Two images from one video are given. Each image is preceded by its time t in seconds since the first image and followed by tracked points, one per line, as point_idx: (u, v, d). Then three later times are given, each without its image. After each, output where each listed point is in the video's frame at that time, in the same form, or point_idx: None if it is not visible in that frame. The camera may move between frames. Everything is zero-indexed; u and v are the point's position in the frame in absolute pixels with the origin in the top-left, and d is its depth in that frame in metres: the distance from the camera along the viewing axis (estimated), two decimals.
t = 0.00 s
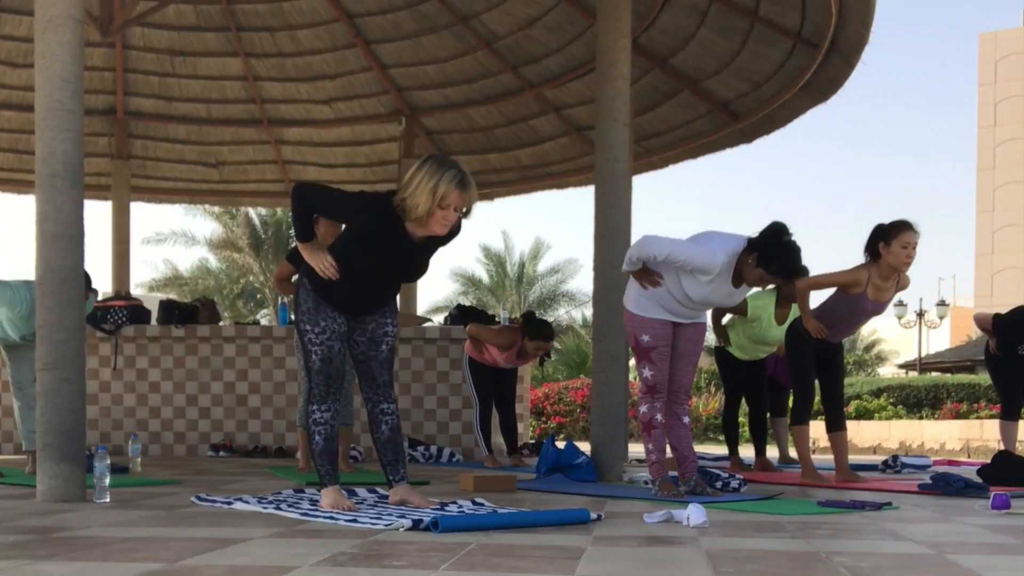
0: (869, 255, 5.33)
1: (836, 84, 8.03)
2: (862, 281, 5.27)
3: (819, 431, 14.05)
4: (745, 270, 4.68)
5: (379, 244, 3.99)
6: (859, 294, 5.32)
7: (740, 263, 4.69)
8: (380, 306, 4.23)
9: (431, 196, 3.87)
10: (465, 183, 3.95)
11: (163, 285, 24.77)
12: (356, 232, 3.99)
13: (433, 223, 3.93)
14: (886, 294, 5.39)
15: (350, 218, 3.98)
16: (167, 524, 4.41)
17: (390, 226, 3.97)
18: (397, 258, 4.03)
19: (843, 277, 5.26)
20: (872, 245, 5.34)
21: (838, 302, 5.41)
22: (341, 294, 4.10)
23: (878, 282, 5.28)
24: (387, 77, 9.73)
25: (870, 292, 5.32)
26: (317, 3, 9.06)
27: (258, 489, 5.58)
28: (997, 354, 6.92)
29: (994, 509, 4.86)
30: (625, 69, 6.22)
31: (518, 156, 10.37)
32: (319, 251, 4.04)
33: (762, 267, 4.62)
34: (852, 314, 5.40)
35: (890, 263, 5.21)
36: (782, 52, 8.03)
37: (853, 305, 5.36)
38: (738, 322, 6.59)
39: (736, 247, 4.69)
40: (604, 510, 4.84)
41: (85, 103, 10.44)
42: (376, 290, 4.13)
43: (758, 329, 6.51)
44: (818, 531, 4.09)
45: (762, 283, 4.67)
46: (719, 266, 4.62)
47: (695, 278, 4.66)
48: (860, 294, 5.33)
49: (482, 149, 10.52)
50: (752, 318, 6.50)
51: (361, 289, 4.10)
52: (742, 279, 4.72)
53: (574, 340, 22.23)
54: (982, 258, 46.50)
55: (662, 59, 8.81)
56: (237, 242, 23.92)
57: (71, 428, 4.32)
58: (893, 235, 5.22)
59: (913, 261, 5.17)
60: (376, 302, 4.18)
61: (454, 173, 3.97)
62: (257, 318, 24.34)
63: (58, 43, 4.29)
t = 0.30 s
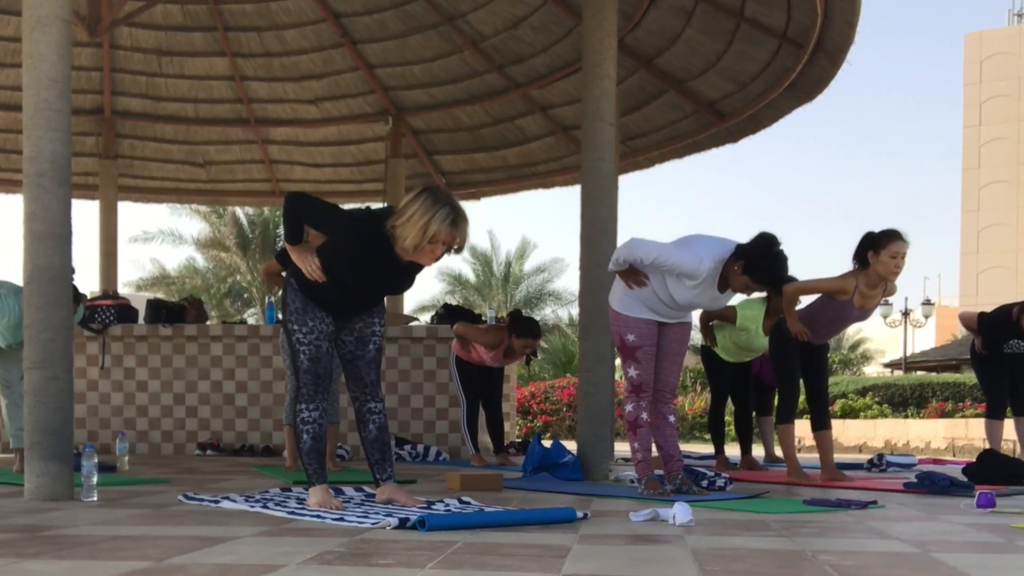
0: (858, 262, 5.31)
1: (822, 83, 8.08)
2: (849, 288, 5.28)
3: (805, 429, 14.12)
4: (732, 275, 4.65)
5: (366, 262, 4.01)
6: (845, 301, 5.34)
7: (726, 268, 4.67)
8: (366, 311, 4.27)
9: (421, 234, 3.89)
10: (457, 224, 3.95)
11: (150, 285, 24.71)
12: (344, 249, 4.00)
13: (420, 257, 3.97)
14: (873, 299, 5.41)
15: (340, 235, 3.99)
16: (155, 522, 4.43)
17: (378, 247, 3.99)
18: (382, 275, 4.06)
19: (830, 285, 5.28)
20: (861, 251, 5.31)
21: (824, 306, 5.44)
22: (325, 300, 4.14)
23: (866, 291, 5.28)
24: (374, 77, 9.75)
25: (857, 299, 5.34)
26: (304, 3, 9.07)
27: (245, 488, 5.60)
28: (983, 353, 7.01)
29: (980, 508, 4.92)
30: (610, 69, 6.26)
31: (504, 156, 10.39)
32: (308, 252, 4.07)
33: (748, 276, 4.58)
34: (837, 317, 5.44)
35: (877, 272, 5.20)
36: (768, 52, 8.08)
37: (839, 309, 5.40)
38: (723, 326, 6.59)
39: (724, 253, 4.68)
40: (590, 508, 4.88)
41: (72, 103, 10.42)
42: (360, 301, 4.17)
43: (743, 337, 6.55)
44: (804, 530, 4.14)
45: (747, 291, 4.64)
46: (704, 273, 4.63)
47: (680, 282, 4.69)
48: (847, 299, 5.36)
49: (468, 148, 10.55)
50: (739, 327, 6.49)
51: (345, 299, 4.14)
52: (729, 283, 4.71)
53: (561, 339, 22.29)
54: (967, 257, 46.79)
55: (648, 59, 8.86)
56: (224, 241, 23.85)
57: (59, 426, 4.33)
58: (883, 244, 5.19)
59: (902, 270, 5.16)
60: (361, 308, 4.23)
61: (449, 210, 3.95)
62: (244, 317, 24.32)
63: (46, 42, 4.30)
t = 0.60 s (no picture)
0: (846, 267, 5.35)
1: (807, 83, 8.14)
2: (836, 293, 5.33)
3: (790, 428, 14.20)
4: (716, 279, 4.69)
5: (352, 275, 4.04)
6: (832, 305, 5.39)
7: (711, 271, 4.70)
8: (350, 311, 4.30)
9: (407, 262, 3.86)
10: (444, 252, 3.88)
11: (137, 284, 24.64)
12: (331, 260, 4.02)
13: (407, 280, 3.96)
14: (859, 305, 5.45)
15: (325, 247, 4.01)
16: (143, 521, 4.45)
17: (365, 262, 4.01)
18: (367, 287, 4.10)
19: (817, 290, 5.31)
20: (849, 257, 5.35)
21: (810, 308, 5.50)
22: (308, 302, 4.19)
23: (853, 296, 5.32)
24: (361, 77, 9.77)
25: (843, 304, 5.38)
26: (291, 3, 9.08)
27: (233, 487, 5.62)
28: (968, 349, 7.10)
29: (965, 506, 4.98)
30: (597, 68, 6.30)
31: (491, 155, 10.42)
32: (293, 254, 4.09)
33: (733, 280, 4.63)
34: (822, 319, 5.51)
35: (865, 278, 5.25)
36: (753, 51, 8.14)
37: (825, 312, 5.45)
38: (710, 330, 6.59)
39: (710, 257, 4.72)
40: (577, 506, 4.92)
41: (60, 103, 10.42)
42: (342, 307, 4.23)
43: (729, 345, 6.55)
44: (789, 528, 4.19)
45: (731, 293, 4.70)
46: (689, 278, 4.67)
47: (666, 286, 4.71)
48: (833, 304, 5.41)
49: (454, 148, 10.58)
50: (726, 332, 6.49)
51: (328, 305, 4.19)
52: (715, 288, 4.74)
53: (547, 338, 22.34)
54: (951, 256, 47.08)
55: (634, 58, 8.92)
56: (211, 241, 23.81)
57: (47, 426, 4.35)
58: (871, 251, 5.22)
59: (889, 277, 5.20)
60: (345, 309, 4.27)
61: (438, 234, 3.91)
62: (231, 316, 24.30)
63: (33, 42, 4.32)
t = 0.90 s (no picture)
0: (834, 270, 5.44)
1: (792, 82, 8.20)
2: (823, 296, 5.41)
3: (776, 427, 14.28)
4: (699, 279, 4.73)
5: (339, 283, 4.07)
6: (818, 308, 5.47)
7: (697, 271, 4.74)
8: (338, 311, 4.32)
9: (391, 277, 3.88)
10: (430, 269, 3.87)
11: (124, 284, 24.58)
12: (318, 267, 4.04)
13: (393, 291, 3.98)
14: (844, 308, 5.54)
15: (312, 254, 4.04)
16: (130, 520, 4.46)
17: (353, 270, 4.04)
18: (355, 294, 4.13)
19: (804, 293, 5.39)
20: (836, 261, 5.45)
21: (796, 310, 5.56)
22: (295, 304, 4.22)
23: (839, 299, 5.41)
24: (348, 77, 9.79)
25: (829, 306, 5.46)
26: (278, 3, 9.10)
27: (220, 485, 5.63)
28: (958, 345, 7.24)
29: (950, 505, 5.04)
30: (583, 68, 6.34)
31: (477, 155, 10.44)
32: (281, 254, 4.09)
33: (718, 280, 4.67)
34: (808, 322, 5.57)
35: (852, 281, 5.34)
36: (739, 52, 8.19)
37: (811, 316, 5.52)
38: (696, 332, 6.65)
39: (695, 257, 4.77)
40: (563, 505, 4.96)
41: (48, 103, 10.42)
42: (329, 310, 4.26)
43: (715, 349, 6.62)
44: (774, 527, 4.24)
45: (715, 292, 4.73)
46: (675, 281, 4.72)
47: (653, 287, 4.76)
48: (820, 306, 5.48)
49: (441, 147, 10.61)
50: (713, 337, 6.56)
51: (315, 308, 4.22)
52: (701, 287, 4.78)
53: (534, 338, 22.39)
54: (936, 255, 47.36)
55: (620, 58, 8.97)
56: (199, 240, 23.76)
57: (34, 425, 4.36)
58: (859, 254, 5.33)
59: (876, 281, 5.32)
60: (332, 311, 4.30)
61: (424, 248, 3.90)
62: (218, 316, 24.27)
63: (21, 42, 4.33)
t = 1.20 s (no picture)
0: (819, 265, 5.46)
1: (778, 82, 8.24)
2: (809, 291, 5.45)
3: (762, 425, 14.36)
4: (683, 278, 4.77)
5: (326, 286, 4.09)
6: (804, 302, 5.51)
7: (684, 271, 4.77)
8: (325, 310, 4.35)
9: (377, 281, 3.90)
10: (416, 275, 3.90)
11: (112, 283, 24.53)
12: (307, 271, 4.06)
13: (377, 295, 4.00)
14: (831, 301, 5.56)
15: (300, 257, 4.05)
16: (118, 518, 4.48)
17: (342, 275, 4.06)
18: (343, 297, 4.16)
19: (789, 290, 5.43)
20: (821, 256, 5.46)
21: (782, 306, 5.61)
22: (283, 304, 4.25)
23: (825, 293, 5.44)
24: (335, 76, 9.80)
25: (815, 301, 5.50)
26: (265, 3, 9.10)
27: (207, 484, 5.65)
28: (947, 339, 7.34)
29: (936, 503, 5.10)
30: (570, 68, 6.38)
31: (464, 154, 10.47)
32: (268, 256, 4.14)
33: (704, 280, 4.69)
34: (794, 317, 5.62)
35: (837, 275, 5.36)
36: (725, 52, 8.25)
37: (799, 310, 5.58)
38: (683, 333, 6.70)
39: (681, 258, 4.80)
40: (550, 504, 5.01)
41: (36, 102, 10.41)
42: (316, 311, 4.28)
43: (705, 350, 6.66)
44: (760, 525, 4.29)
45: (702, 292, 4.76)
46: (662, 282, 4.75)
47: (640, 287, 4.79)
48: (805, 301, 5.52)
49: (427, 147, 10.63)
50: (698, 338, 6.62)
51: (303, 309, 4.25)
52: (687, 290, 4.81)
53: (520, 337, 22.44)
54: (920, 255, 47.65)
55: (606, 58, 9.02)
56: (186, 239, 23.71)
57: (21, 424, 4.37)
58: (844, 249, 5.33)
59: (861, 274, 5.32)
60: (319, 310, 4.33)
61: (410, 255, 3.92)
62: (206, 315, 24.23)
63: (10, 42, 4.34)
